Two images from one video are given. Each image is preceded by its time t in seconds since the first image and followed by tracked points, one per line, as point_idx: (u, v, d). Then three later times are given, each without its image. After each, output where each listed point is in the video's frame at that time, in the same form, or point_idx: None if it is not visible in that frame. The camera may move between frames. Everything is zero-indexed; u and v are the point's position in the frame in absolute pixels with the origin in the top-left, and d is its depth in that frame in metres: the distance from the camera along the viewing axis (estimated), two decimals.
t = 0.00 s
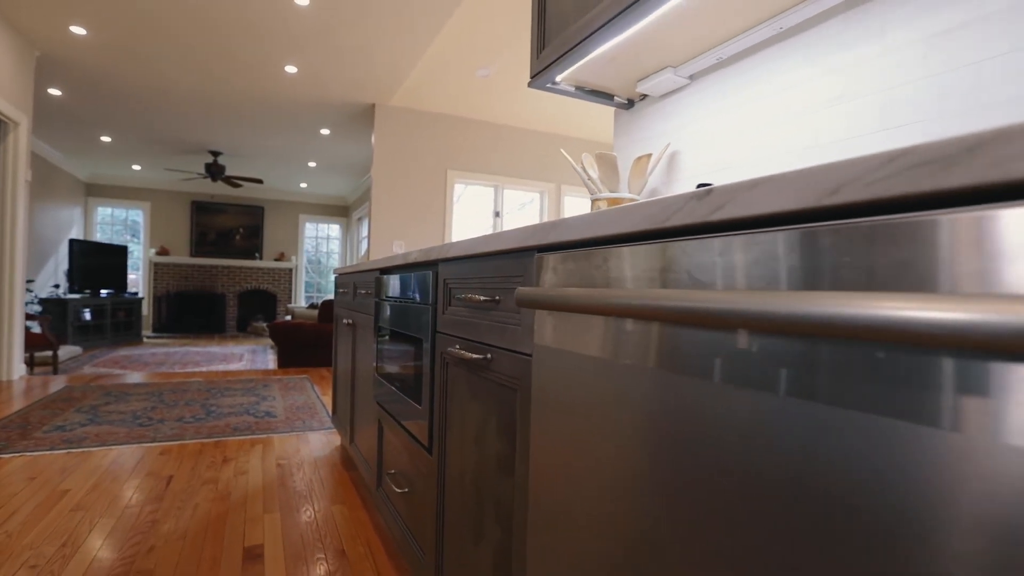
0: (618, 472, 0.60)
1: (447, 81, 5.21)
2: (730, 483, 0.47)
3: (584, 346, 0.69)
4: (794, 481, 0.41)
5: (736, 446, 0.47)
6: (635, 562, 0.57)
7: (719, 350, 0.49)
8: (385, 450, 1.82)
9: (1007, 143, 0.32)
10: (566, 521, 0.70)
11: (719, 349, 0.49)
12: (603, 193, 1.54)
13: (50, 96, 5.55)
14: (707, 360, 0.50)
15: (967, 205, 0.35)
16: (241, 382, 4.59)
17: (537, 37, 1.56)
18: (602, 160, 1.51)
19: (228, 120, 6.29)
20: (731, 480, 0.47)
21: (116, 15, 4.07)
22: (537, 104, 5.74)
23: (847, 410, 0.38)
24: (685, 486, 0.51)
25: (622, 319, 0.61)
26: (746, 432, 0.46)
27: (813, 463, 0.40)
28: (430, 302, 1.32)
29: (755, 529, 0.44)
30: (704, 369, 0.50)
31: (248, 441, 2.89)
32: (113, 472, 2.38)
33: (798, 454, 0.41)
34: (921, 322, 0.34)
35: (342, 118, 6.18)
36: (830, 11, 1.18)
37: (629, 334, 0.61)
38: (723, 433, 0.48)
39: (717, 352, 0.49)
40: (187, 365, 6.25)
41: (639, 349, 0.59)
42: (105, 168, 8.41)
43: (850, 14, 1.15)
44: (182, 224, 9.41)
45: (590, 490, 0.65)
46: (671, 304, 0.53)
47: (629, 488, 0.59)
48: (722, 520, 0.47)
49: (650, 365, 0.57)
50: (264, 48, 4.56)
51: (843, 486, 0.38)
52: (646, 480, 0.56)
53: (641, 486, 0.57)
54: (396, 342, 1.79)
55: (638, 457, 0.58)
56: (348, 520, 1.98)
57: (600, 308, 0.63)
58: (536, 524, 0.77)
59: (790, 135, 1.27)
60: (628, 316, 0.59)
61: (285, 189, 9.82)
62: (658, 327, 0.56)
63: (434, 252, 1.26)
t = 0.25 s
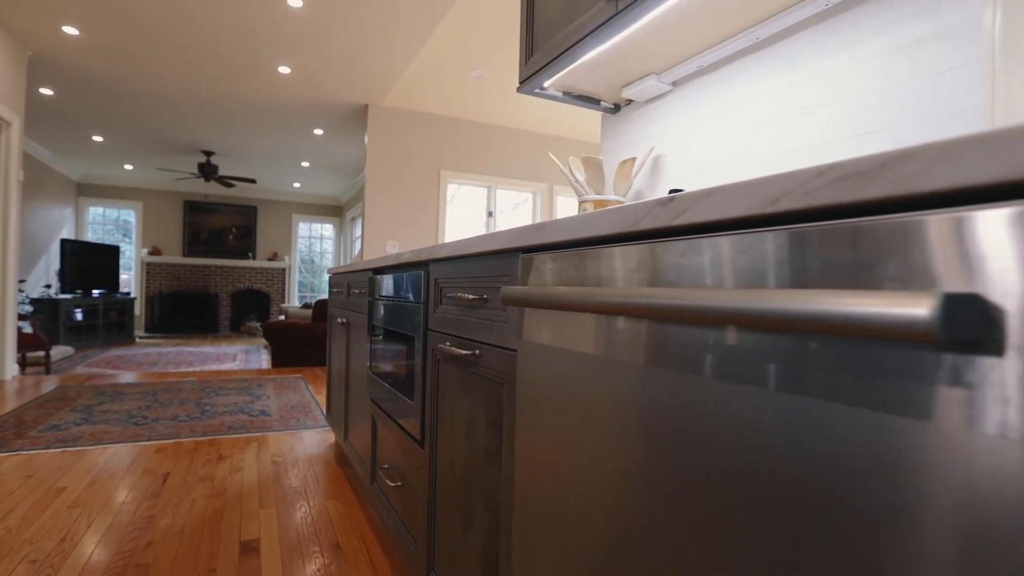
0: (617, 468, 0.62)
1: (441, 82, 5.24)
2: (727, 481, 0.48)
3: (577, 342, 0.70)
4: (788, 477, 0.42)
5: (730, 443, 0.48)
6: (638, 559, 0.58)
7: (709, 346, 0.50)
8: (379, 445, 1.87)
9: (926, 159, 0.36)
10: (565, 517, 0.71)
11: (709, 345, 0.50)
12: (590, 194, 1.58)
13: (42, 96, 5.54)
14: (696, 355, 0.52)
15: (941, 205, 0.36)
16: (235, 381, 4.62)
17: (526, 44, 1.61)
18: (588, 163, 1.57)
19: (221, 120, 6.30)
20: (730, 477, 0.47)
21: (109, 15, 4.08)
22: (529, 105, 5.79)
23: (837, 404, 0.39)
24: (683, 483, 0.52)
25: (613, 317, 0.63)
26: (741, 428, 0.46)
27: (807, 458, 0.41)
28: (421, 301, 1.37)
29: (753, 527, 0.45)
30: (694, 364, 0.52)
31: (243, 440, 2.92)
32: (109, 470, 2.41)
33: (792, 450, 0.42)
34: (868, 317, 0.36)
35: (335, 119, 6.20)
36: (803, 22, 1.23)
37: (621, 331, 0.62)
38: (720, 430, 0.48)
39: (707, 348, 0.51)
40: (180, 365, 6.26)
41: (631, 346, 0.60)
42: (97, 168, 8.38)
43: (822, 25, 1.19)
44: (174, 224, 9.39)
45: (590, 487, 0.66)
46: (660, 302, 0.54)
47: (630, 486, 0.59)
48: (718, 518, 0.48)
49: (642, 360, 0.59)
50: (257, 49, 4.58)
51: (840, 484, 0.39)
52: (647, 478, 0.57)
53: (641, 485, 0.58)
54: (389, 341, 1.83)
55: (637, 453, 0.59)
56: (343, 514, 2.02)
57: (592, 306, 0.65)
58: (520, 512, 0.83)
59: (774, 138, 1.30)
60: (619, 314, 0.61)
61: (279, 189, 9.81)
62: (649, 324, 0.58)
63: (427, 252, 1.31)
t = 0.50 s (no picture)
0: (615, 466, 0.63)
1: (431, 83, 5.28)
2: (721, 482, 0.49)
3: (570, 339, 0.73)
4: (777, 472, 0.44)
5: (718, 439, 0.50)
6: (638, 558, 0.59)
7: (697, 345, 0.53)
8: (369, 440, 1.92)
9: (843, 176, 0.42)
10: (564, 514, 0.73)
11: (697, 343, 0.53)
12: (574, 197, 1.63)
13: (29, 95, 5.51)
14: (684, 353, 0.54)
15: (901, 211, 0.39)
16: (226, 381, 4.63)
17: (512, 51, 1.66)
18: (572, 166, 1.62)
19: (210, 120, 6.29)
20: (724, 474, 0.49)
21: (99, 15, 4.07)
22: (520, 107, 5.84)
23: (824, 399, 0.41)
24: (678, 481, 0.54)
25: (602, 317, 0.66)
26: (732, 424, 0.49)
27: (793, 453, 0.43)
28: (410, 300, 1.42)
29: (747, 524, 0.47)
30: (683, 361, 0.54)
31: (234, 438, 2.94)
32: (101, 469, 2.43)
33: (781, 445, 0.44)
34: (798, 310, 0.41)
35: (326, 119, 6.21)
36: (775, 33, 1.28)
37: (610, 330, 0.66)
38: (713, 428, 0.50)
39: (694, 346, 0.53)
40: (170, 365, 6.25)
41: (622, 343, 0.63)
42: (84, 167, 8.31)
43: (793, 36, 1.25)
44: (163, 224, 9.34)
45: (587, 485, 0.68)
46: (649, 302, 0.56)
47: (630, 486, 0.61)
48: (711, 517, 0.50)
49: (632, 357, 0.62)
50: (248, 50, 4.59)
51: (838, 485, 0.40)
52: (642, 476, 0.59)
53: (640, 483, 0.59)
54: (380, 340, 1.88)
55: (635, 453, 0.60)
56: (334, 509, 2.07)
57: (583, 305, 0.68)
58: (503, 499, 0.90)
59: (755, 143, 1.33)
60: (608, 313, 0.64)
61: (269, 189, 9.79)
62: (639, 323, 0.61)
63: (416, 253, 1.35)
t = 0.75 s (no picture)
0: (608, 462, 0.66)
1: (421, 84, 5.31)
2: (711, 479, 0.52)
3: (560, 338, 0.76)
4: (772, 468, 0.46)
5: (710, 435, 0.52)
6: (635, 554, 0.62)
7: (685, 342, 0.56)
8: (359, 437, 1.97)
9: (781, 187, 0.47)
10: (559, 509, 0.75)
11: (684, 341, 0.56)
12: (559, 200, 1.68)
13: (16, 94, 5.47)
14: (672, 351, 0.57)
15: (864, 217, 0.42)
16: (217, 381, 4.64)
17: (498, 58, 1.71)
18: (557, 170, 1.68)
19: (200, 120, 6.28)
20: (720, 473, 0.51)
21: (88, 15, 4.07)
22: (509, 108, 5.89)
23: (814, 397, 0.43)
24: (670, 479, 0.56)
25: (591, 315, 0.69)
26: (720, 420, 0.51)
27: (779, 447, 0.46)
28: (399, 300, 1.46)
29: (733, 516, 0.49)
30: (671, 359, 0.57)
31: (226, 437, 2.97)
32: (93, 468, 2.45)
33: (768, 438, 0.47)
34: (738, 307, 0.47)
35: (316, 119, 6.22)
36: (749, 43, 1.33)
37: (598, 328, 0.69)
38: (707, 426, 0.52)
39: (681, 343, 0.56)
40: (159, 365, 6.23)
41: (611, 342, 0.66)
42: (71, 166, 8.25)
43: (766, 47, 1.30)
44: (151, 224, 9.28)
45: (582, 482, 0.70)
46: (635, 301, 0.59)
47: (626, 483, 0.63)
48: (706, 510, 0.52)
49: (620, 356, 0.64)
50: (238, 50, 4.60)
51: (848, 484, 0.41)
52: (633, 476, 0.62)
53: (635, 481, 0.62)
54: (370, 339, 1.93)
55: (629, 453, 0.62)
56: (325, 505, 2.11)
57: (571, 306, 0.71)
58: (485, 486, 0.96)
59: (733, 148, 1.38)
60: (597, 312, 0.66)
61: (258, 189, 9.76)
62: (624, 322, 0.64)
63: (405, 255, 1.39)
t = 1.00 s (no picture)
0: (597, 458, 0.68)
1: (410, 85, 5.34)
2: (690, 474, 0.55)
3: (548, 338, 0.79)
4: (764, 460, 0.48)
5: (700, 430, 0.54)
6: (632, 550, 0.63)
7: (671, 340, 0.57)
8: (348, 434, 2.01)
9: (726, 198, 0.53)
10: (550, 504, 0.77)
11: (672, 339, 0.57)
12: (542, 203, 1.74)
13: None
14: (659, 350, 0.59)
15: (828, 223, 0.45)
16: (205, 381, 4.64)
17: (484, 64, 1.76)
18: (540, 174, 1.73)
19: (186, 119, 6.25)
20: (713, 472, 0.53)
21: (73, 15, 4.05)
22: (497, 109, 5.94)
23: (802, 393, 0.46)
24: (666, 478, 0.58)
25: (577, 315, 0.71)
26: (708, 417, 0.53)
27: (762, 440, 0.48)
28: (388, 300, 1.51)
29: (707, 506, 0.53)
30: (659, 357, 0.59)
31: (215, 437, 2.99)
32: (82, 468, 2.46)
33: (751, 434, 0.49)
34: (694, 306, 0.52)
35: (305, 120, 6.22)
36: (724, 54, 1.39)
37: (585, 328, 0.71)
38: (698, 423, 0.54)
39: (669, 342, 0.58)
40: (146, 366, 6.20)
41: (597, 341, 0.69)
42: (55, 165, 8.16)
43: (739, 58, 1.36)
44: (137, 224, 9.20)
45: (574, 480, 0.72)
46: (624, 301, 0.61)
47: (612, 480, 0.66)
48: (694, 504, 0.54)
49: (607, 355, 0.67)
50: (225, 51, 4.60)
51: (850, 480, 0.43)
52: (622, 472, 0.64)
53: (621, 478, 0.64)
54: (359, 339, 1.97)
55: (618, 452, 0.65)
56: (314, 502, 2.15)
57: (558, 306, 0.73)
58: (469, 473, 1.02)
59: (712, 153, 1.43)
60: (583, 312, 0.69)
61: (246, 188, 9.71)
62: (610, 322, 0.67)
63: (393, 256, 1.43)
